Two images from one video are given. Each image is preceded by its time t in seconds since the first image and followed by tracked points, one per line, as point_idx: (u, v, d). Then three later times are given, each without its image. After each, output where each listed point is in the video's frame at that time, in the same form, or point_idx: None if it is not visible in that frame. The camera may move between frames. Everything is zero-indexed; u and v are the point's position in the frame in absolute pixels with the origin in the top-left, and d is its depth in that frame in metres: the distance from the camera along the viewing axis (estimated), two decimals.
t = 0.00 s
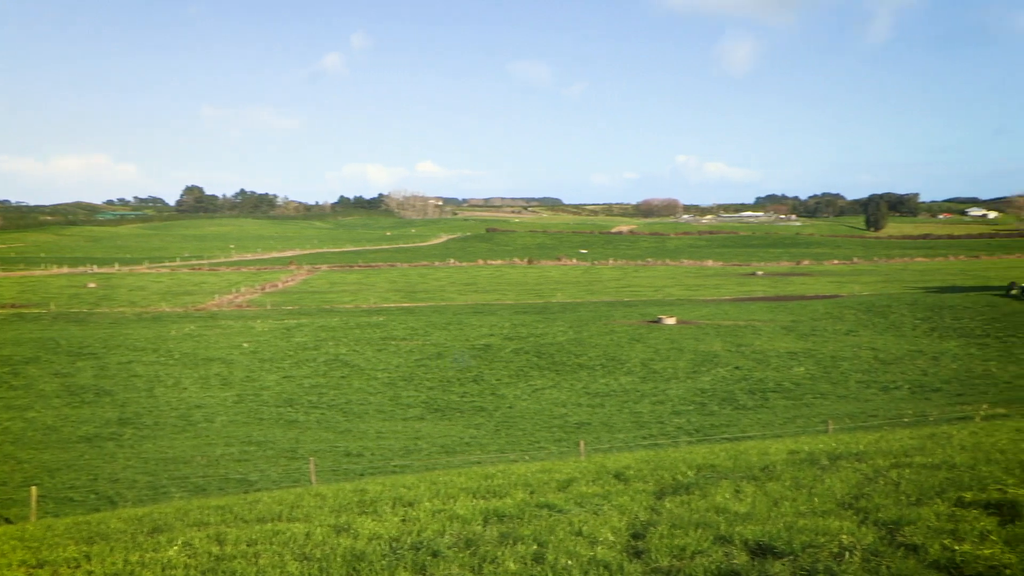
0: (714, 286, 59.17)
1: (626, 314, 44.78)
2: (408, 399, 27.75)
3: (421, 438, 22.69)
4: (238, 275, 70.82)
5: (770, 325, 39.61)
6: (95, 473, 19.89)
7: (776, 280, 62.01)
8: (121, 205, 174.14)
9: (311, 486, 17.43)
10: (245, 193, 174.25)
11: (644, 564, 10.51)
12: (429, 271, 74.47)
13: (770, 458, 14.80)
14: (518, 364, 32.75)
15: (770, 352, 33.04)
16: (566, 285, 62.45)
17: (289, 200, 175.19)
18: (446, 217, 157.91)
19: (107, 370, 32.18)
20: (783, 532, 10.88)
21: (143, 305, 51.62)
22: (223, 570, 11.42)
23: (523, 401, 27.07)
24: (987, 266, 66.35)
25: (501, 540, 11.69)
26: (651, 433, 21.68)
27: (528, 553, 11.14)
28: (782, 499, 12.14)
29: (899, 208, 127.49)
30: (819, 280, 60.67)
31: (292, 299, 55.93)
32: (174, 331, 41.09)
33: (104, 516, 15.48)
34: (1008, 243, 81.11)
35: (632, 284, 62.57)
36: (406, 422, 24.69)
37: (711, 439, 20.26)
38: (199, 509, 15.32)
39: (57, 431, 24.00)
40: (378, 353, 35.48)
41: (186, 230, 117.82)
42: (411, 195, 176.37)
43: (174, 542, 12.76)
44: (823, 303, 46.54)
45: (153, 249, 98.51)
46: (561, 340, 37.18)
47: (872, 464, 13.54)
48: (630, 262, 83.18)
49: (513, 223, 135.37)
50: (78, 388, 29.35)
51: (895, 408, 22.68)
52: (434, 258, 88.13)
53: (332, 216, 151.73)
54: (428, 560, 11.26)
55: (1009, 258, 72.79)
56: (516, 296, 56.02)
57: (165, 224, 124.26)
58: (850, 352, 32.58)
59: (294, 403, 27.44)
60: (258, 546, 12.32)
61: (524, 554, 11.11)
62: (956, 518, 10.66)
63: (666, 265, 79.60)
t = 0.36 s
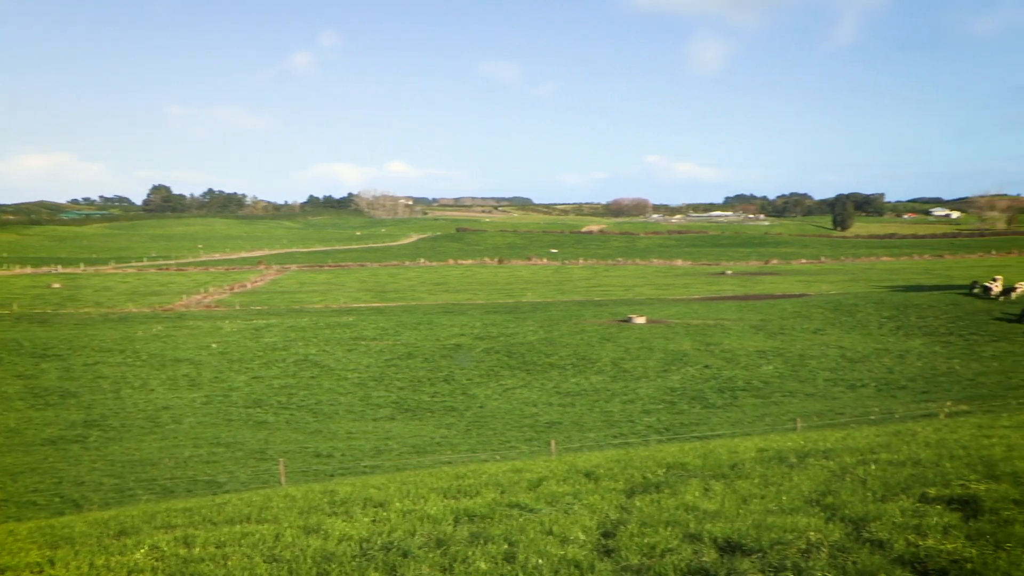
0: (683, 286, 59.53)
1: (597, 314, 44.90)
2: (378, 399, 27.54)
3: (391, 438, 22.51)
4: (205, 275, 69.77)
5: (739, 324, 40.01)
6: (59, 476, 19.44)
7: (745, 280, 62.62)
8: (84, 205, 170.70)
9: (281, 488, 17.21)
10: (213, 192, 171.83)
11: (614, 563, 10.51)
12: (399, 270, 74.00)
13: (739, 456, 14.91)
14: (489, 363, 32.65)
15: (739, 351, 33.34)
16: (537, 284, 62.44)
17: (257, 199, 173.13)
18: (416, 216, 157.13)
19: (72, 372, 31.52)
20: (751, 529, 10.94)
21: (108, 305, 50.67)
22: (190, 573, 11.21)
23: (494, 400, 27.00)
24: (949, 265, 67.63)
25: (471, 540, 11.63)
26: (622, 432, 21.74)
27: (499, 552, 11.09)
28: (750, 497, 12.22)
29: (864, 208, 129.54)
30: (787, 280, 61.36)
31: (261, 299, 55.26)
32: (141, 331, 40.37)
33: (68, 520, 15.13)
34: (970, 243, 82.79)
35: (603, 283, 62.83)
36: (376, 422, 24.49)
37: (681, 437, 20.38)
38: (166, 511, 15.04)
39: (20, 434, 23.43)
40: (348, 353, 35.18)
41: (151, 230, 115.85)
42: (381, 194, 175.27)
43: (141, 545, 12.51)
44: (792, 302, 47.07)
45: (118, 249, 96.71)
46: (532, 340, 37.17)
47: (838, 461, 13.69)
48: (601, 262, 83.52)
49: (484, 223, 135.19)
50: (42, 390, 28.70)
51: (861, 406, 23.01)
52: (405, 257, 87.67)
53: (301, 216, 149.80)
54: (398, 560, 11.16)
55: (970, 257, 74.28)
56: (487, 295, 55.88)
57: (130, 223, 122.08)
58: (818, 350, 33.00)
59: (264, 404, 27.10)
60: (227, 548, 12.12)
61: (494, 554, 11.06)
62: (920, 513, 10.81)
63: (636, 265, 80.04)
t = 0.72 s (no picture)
0: (654, 286, 59.75)
1: (569, 313, 44.96)
2: (349, 399, 27.33)
3: (363, 438, 22.34)
4: (173, 275, 68.69)
5: (709, 323, 40.35)
6: (24, 479, 19.00)
7: (716, 279, 63.11)
8: (47, 204, 167.11)
9: (251, 489, 16.99)
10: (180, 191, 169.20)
11: (585, 562, 10.49)
12: (371, 270, 73.44)
13: (709, 455, 15.01)
14: (460, 363, 32.54)
15: (710, 350, 33.62)
16: (509, 284, 62.32)
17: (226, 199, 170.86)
18: (388, 216, 156.26)
19: (37, 373, 30.82)
20: (723, 527, 10.97)
21: (73, 306, 49.69)
22: None
23: (466, 400, 26.93)
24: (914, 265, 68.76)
25: (443, 540, 11.56)
26: (594, 431, 21.79)
27: (471, 552, 11.04)
28: (721, 495, 12.28)
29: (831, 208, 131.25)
30: (757, 279, 61.98)
31: (231, 299, 54.54)
32: (108, 332, 39.63)
33: (33, 524, 14.79)
34: (934, 243, 84.28)
35: (574, 283, 63.00)
36: (347, 422, 24.30)
37: (653, 436, 20.48)
38: (134, 514, 14.77)
39: None
40: (319, 353, 34.87)
41: (118, 229, 113.77)
42: (351, 194, 174.00)
43: (108, 548, 12.26)
44: (762, 301, 47.53)
45: (83, 248, 94.80)
46: (504, 339, 37.10)
47: (807, 459, 13.83)
48: (573, 262, 83.70)
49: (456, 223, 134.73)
50: (6, 392, 28.03)
51: (830, 404, 23.29)
52: (376, 257, 87.08)
53: (270, 216, 148.02)
54: (370, 561, 11.07)
55: (934, 257, 75.62)
56: (458, 295, 55.70)
57: (96, 221, 119.76)
58: (788, 349, 33.36)
59: (234, 405, 26.75)
60: (197, 551, 11.93)
61: (466, 554, 11.00)
62: (887, 509, 10.93)
63: (608, 264, 80.35)
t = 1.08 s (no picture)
0: (628, 285, 59.92)
1: (544, 313, 44.96)
2: (324, 400, 27.11)
3: (337, 438, 22.16)
4: (145, 275, 67.69)
5: (684, 322, 40.59)
6: None
7: (690, 279, 63.54)
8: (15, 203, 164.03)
9: (225, 490, 16.77)
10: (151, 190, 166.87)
11: (561, 561, 10.44)
12: (345, 270, 72.92)
13: (684, 453, 15.06)
14: (435, 363, 32.41)
15: (685, 349, 33.82)
16: (484, 284, 62.18)
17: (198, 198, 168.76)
18: (362, 216, 155.28)
19: (5, 375, 30.20)
20: (697, 524, 10.97)
21: (42, 306, 48.77)
22: None
23: (441, 400, 26.82)
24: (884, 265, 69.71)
25: (418, 541, 11.47)
26: (569, 431, 21.80)
27: (446, 552, 10.96)
28: (695, 493, 12.29)
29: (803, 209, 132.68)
30: (731, 279, 62.47)
31: (203, 299, 53.88)
32: (77, 333, 38.95)
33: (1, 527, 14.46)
34: (903, 242, 85.48)
35: (549, 282, 63.06)
36: (321, 423, 24.09)
37: (628, 435, 20.54)
38: (105, 516, 14.50)
39: None
40: (293, 354, 34.56)
41: (87, 229, 111.90)
42: (325, 194, 172.68)
43: (77, 551, 12.01)
44: (735, 300, 47.92)
45: (52, 248, 93.12)
46: (479, 339, 36.99)
47: (780, 457, 13.92)
48: (549, 261, 83.75)
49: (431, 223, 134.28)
50: None
51: (803, 402, 23.50)
52: (351, 257, 86.49)
53: (243, 216, 146.31)
54: (344, 562, 10.95)
55: (903, 256, 76.72)
56: (433, 295, 55.47)
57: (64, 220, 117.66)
58: (761, 348, 33.63)
59: (207, 406, 26.40)
60: (168, 553, 11.73)
61: (442, 554, 10.92)
62: (859, 506, 11.01)
63: (582, 264, 80.54)
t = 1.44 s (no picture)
0: (604, 284, 60.11)
1: (520, 313, 44.92)
2: (299, 400, 26.88)
3: (312, 439, 21.97)
4: (116, 275, 66.66)
5: (660, 321, 40.79)
6: None
7: (665, 278, 63.88)
8: None
9: (198, 492, 16.56)
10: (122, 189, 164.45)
11: (537, 560, 10.42)
12: (320, 270, 72.34)
13: (658, 452, 15.12)
14: (411, 363, 32.26)
15: (660, 348, 33.98)
16: (460, 284, 61.99)
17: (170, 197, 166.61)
18: (337, 215, 154.22)
19: None
20: (672, 523, 10.99)
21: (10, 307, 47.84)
22: None
23: (416, 400, 26.69)
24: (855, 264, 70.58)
25: (394, 541, 11.39)
26: (545, 430, 21.80)
27: (422, 552, 10.90)
28: (671, 492, 12.33)
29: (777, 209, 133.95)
30: (705, 278, 62.86)
31: (176, 300, 53.13)
32: (47, 334, 38.24)
33: None
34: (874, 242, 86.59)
35: (525, 282, 63.06)
36: (296, 423, 23.87)
37: (604, 434, 20.58)
38: (76, 519, 14.25)
39: None
40: (267, 354, 34.21)
41: (56, 228, 110.00)
42: (299, 194, 171.26)
43: (46, 556, 11.79)
44: (710, 299, 48.23)
45: (20, 247, 91.42)
46: (455, 339, 36.89)
47: (754, 455, 14.03)
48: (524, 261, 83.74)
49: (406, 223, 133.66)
50: None
51: (777, 400, 23.72)
52: (325, 257, 85.83)
53: (216, 215, 144.62)
54: (319, 564, 10.86)
55: (874, 256, 77.71)
56: (408, 295, 55.21)
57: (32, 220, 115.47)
58: (735, 346, 33.89)
59: (180, 407, 26.06)
60: (141, 556, 11.56)
61: (417, 554, 10.86)
62: (831, 504, 11.11)
63: (558, 263, 80.62)
